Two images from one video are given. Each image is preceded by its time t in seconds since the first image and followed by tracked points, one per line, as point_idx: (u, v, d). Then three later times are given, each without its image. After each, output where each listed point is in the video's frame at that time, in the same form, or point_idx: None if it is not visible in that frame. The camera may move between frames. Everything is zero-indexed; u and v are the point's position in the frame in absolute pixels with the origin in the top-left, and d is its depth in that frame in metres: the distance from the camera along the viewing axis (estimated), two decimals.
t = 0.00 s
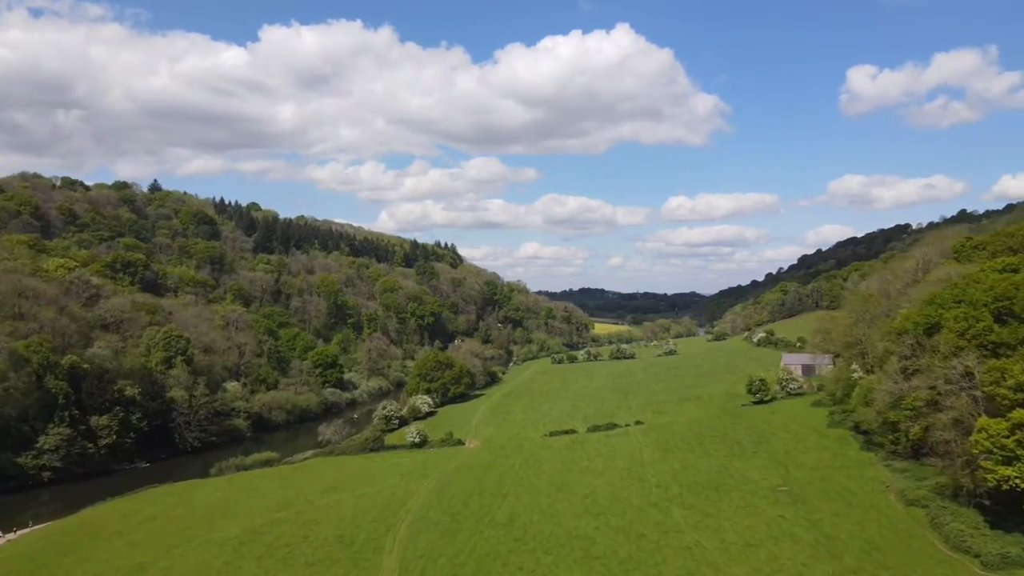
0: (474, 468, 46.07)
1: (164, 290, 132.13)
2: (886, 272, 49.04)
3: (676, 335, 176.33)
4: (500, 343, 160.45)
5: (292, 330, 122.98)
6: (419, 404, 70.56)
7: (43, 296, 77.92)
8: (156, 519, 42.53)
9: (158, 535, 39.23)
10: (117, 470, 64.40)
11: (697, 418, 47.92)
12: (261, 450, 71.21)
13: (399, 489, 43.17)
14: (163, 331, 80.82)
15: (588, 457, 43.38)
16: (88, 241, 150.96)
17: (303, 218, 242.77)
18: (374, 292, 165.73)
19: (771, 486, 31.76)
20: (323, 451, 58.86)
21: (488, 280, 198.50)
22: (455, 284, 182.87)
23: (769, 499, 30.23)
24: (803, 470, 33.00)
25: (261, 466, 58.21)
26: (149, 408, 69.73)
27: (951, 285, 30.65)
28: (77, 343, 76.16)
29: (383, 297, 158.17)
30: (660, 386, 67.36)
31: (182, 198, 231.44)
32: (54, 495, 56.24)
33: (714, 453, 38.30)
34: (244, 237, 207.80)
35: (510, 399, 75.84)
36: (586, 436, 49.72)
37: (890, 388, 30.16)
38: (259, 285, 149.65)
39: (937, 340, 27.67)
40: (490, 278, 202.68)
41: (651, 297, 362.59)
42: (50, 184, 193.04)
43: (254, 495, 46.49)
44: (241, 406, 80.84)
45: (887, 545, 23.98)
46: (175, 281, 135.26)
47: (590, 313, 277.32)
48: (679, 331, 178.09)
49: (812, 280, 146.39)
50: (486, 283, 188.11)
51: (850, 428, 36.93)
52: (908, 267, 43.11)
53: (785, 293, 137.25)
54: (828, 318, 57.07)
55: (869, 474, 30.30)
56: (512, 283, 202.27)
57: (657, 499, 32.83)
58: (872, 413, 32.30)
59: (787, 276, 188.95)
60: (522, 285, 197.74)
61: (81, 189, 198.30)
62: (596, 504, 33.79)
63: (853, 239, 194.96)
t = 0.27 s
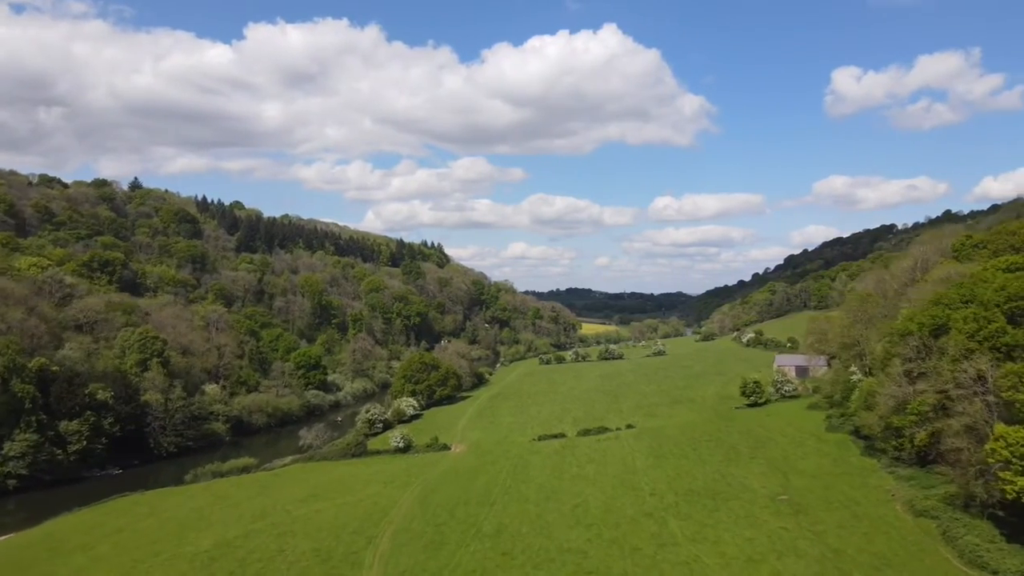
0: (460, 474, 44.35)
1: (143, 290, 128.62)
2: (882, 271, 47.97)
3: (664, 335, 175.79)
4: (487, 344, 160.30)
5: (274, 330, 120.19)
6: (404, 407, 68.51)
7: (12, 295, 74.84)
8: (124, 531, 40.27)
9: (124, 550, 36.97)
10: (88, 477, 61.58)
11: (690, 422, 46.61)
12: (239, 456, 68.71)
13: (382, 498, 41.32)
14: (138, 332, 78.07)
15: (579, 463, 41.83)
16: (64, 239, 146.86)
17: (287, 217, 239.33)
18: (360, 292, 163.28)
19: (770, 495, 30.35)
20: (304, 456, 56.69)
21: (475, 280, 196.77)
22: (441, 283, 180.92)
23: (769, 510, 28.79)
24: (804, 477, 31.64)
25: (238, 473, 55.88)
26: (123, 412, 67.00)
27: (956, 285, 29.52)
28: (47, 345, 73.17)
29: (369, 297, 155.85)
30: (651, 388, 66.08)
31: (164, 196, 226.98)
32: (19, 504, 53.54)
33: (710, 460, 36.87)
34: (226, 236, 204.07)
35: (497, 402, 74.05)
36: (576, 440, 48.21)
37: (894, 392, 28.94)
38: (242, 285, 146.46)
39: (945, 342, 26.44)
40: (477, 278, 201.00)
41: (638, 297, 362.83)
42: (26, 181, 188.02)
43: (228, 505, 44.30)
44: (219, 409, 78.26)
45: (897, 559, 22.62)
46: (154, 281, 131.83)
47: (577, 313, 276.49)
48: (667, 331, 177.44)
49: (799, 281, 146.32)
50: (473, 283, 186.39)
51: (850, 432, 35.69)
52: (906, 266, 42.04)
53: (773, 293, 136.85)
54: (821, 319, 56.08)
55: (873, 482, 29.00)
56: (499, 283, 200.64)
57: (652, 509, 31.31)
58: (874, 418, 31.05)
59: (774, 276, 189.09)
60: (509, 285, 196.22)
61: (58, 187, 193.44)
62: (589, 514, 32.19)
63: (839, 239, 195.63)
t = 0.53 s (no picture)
0: (445, 481, 42.61)
1: (120, 290, 124.66)
2: (878, 270, 46.97)
3: (651, 335, 175.09)
4: (474, 343, 159.18)
5: (256, 331, 117.35)
6: (388, 409, 66.44)
7: None
8: (88, 544, 37.95)
9: (87, 564, 34.71)
10: (56, 485, 58.51)
11: (682, 425, 45.24)
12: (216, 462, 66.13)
13: (364, 506, 39.46)
14: (112, 332, 75.23)
15: (568, 469, 40.26)
16: (38, 237, 142.44)
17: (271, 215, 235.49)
18: (344, 292, 160.63)
19: (770, 504, 28.95)
20: (283, 462, 54.47)
21: (462, 279, 194.92)
22: (427, 283, 178.83)
23: (769, 520, 27.38)
24: (803, 485, 30.28)
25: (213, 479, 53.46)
26: (94, 417, 64.09)
27: (963, 284, 28.46)
28: (15, 346, 70.01)
29: (353, 297, 153.34)
30: (641, 390, 64.76)
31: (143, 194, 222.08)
32: None
33: (705, 466, 35.43)
34: (208, 235, 199.98)
35: (484, 404, 72.15)
36: (565, 444, 46.67)
37: (899, 396, 27.78)
38: (223, 284, 143.11)
39: (954, 344, 25.32)
40: (463, 278, 199.16)
41: (624, 297, 362.77)
42: None
43: (200, 515, 42.07)
44: (196, 412, 75.65)
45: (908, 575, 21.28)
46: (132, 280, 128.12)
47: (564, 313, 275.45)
48: (655, 331, 176.86)
49: (786, 280, 146.34)
50: (459, 283, 184.50)
51: (848, 437, 34.51)
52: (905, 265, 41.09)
53: (761, 293, 136.67)
54: (814, 319, 55.08)
55: (876, 490, 27.71)
56: (486, 283, 198.84)
57: (646, 519, 29.79)
58: (876, 424, 29.86)
59: (760, 276, 189.34)
60: (496, 284, 194.51)
61: (33, 184, 188.11)
62: (580, 525, 30.58)
63: (825, 239, 196.44)
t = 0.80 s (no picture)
0: (429, 489, 40.79)
1: (97, 290, 120.27)
2: (874, 270, 45.96)
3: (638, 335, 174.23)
4: (460, 344, 157.73)
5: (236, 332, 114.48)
6: (370, 413, 64.38)
7: None
8: (47, 559, 35.60)
9: None
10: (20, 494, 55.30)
11: (674, 429, 43.85)
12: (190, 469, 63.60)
13: (343, 517, 37.54)
14: (84, 333, 72.32)
15: (557, 476, 38.65)
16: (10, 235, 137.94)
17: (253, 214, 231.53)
18: (328, 292, 157.89)
19: (769, 514, 27.52)
20: (259, 468, 52.18)
21: (447, 279, 192.87)
22: (413, 283, 176.59)
23: (769, 532, 25.95)
24: (803, 494, 28.90)
25: (186, 487, 51.08)
26: (62, 422, 61.03)
27: (969, 283, 27.35)
28: None
29: (337, 297, 150.73)
30: (630, 392, 63.38)
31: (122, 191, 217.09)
32: None
33: (699, 473, 33.98)
34: (189, 233, 195.82)
35: (470, 407, 70.28)
36: (553, 449, 45.07)
37: (904, 401, 26.52)
38: (203, 284, 139.71)
39: (964, 347, 24.11)
40: (449, 277, 197.17)
41: (610, 297, 362.56)
42: None
43: (169, 527, 39.84)
44: (171, 416, 72.92)
45: None
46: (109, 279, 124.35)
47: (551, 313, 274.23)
48: (642, 331, 176.16)
49: (773, 280, 146.25)
50: (445, 283, 182.50)
51: (847, 442, 33.26)
52: (902, 263, 40.10)
53: (748, 293, 136.35)
54: (807, 320, 54.03)
55: (881, 499, 26.37)
56: (472, 283, 196.95)
57: (640, 531, 28.23)
58: (879, 430, 28.57)
59: (746, 276, 189.43)
60: (482, 284, 192.71)
61: (6, 181, 182.73)
62: (570, 538, 28.95)
63: (810, 239, 197.22)
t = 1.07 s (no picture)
0: (413, 497, 38.98)
1: (73, 289, 116.56)
2: (870, 269, 44.93)
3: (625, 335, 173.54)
4: (446, 344, 156.30)
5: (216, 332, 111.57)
6: (353, 416, 62.32)
7: None
8: None
9: None
10: None
11: (667, 433, 42.50)
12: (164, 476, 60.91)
13: (321, 529, 35.58)
14: (54, 334, 69.34)
15: (546, 484, 37.05)
16: None
17: (235, 213, 227.54)
18: (311, 292, 155.15)
19: (770, 526, 26.14)
20: (236, 475, 49.88)
21: (433, 278, 190.71)
22: (398, 283, 174.43)
23: (771, 546, 24.57)
24: (805, 504, 27.55)
25: (159, 496, 48.65)
26: (29, 428, 57.51)
27: (979, 282, 26.18)
28: None
29: (321, 296, 148.13)
30: (619, 394, 62.10)
31: (100, 188, 212.00)
32: None
33: (695, 481, 32.55)
34: (169, 232, 191.63)
35: (456, 409, 68.42)
36: (542, 455, 43.48)
37: (912, 406, 25.28)
38: (183, 284, 136.24)
39: (978, 349, 22.89)
40: (435, 277, 195.15)
41: (596, 297, 362.45)
42: None
43: (136, 540, 37.61)
44: (146, 420, 70.08)
45: None
46: (85, 277, 120.47)
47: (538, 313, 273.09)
48: (629, 331, 175.44)
49: (760, 280, 146.23)
50: (431, 283, 180.55)
51: (847, 448, 32.04)
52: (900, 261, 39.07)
53: (735, 293, 136.01)
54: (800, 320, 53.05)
55: (888, 510, 25.12)
56: (458, 282, 195.05)
57: (635, 545, 26.70)
58: (884, 436, 27.32)
59: (733, 276, 189.46)
60: (469, 284, 190.92)
61: None
62: (561, 552, 27.36)
63: (796, 239, 197.99)
